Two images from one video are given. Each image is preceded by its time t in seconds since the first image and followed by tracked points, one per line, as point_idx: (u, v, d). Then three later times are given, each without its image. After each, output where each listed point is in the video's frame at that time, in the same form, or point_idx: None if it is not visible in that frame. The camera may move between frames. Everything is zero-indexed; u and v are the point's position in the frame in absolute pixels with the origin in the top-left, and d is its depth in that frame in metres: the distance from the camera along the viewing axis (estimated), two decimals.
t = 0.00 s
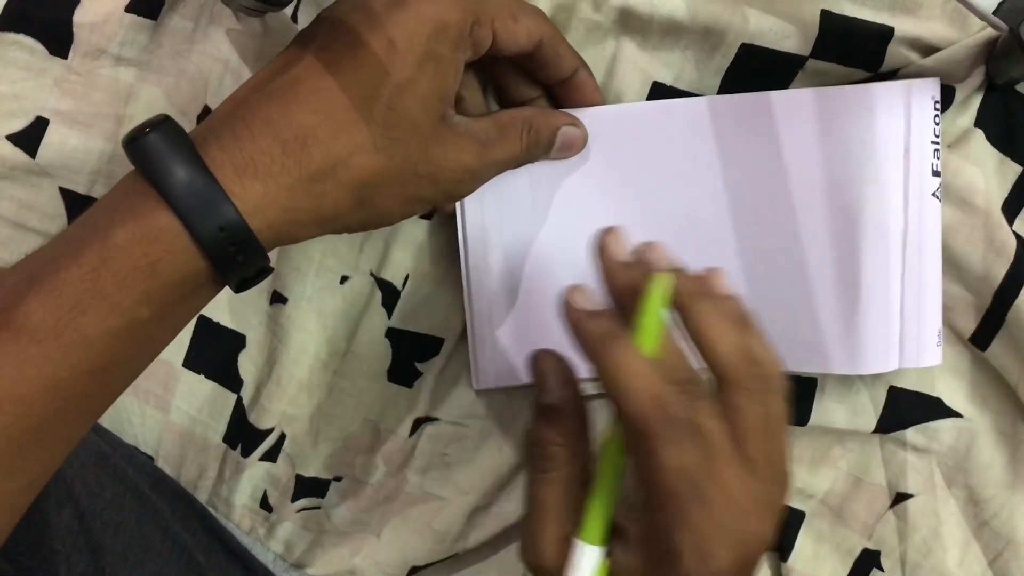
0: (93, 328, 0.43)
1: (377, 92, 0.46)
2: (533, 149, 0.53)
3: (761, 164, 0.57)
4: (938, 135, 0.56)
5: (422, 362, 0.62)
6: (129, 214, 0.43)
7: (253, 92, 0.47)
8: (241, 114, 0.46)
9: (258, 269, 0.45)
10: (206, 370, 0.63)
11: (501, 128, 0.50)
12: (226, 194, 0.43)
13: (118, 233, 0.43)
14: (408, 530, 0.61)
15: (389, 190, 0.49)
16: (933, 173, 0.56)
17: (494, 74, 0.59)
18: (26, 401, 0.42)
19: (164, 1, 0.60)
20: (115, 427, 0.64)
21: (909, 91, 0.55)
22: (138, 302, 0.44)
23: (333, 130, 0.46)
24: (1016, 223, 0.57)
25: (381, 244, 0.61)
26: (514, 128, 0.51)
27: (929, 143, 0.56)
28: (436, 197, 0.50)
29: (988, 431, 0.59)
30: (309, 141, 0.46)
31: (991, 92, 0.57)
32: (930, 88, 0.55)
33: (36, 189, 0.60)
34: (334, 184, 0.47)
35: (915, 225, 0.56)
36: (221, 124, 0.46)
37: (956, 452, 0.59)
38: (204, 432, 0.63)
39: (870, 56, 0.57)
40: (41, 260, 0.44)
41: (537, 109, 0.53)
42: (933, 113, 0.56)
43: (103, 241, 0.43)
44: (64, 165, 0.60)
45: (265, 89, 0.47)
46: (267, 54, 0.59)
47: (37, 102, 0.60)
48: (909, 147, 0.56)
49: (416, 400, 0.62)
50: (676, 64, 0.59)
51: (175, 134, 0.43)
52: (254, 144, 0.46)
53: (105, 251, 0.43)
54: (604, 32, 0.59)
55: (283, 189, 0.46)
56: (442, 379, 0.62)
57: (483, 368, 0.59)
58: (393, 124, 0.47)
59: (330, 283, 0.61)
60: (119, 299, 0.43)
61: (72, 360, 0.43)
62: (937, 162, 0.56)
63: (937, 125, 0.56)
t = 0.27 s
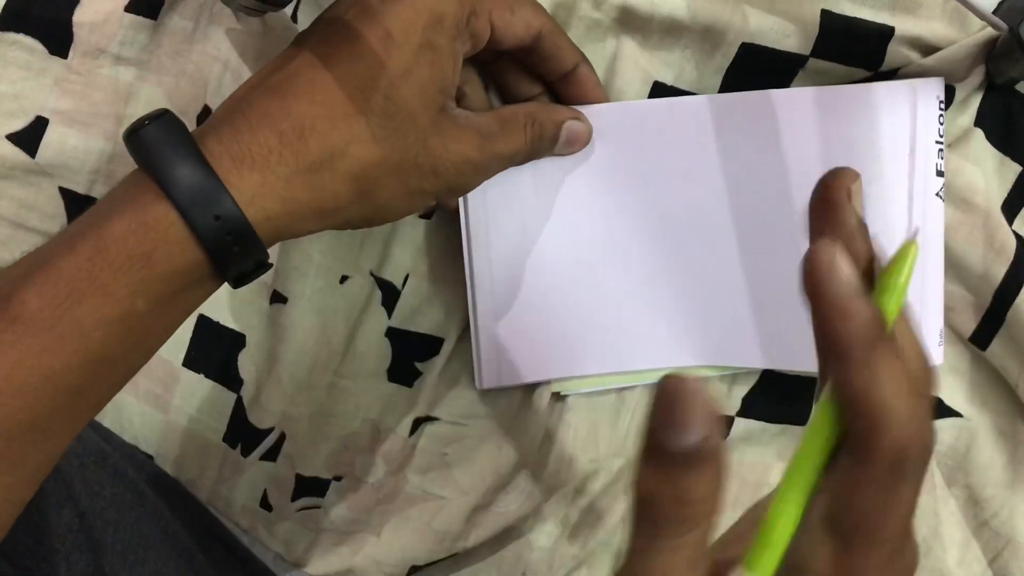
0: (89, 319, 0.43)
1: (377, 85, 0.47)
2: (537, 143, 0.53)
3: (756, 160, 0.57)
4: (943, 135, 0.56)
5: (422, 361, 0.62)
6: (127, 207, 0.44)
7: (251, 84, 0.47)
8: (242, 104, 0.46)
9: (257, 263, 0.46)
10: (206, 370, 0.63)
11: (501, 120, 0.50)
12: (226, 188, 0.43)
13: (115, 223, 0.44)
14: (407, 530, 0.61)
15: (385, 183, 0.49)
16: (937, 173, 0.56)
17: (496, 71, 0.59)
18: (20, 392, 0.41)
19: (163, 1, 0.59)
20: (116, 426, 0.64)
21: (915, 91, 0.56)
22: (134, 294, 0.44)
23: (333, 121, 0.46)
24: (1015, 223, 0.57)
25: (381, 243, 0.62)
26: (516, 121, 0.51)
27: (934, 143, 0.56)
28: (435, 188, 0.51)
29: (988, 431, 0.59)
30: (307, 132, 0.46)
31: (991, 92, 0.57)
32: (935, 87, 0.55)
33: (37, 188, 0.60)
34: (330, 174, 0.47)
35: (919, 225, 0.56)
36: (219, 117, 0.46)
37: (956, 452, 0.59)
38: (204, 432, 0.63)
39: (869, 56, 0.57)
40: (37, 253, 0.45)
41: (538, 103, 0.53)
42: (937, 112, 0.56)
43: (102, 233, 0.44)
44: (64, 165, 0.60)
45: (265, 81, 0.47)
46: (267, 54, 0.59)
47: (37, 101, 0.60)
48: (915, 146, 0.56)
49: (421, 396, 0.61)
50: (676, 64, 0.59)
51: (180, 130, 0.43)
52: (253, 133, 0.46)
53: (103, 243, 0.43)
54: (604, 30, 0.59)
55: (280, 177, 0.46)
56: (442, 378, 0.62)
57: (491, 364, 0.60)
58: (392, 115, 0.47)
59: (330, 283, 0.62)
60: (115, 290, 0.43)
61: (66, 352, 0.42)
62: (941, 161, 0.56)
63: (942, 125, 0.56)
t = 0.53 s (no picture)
0: (91, 331, 0.42)
1: (385, 101, 0.46)
2: (541, 149, 0.53)
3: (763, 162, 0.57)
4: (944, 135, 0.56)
5: (421, 360, 0.62)
6: (134, 216, 0.43)
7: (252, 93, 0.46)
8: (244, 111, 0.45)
9: (258, 272, 0.44)
10: (206, 370, 0.63)
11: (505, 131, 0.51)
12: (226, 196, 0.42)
13: (122, 234, 0.43)
14: (409, 529, 0.62)
15: (392, 197, 0.49)
16: (938, 172, 0.56)
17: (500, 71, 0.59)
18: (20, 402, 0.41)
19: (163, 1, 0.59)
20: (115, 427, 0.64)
21: (916, 91, 0.55)
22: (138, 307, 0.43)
23: (340, 136, 0.46)
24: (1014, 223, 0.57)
25: (381, 244, 0.61)
26: (522, 129, 0.51)
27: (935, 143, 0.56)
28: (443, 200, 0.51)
29: (988, 431, 0.59)
30: (314, 146, 0.46)
31: (991, 91, 0.57)
32: (937, 87, 0.56)
33: (37, 188, 0.60)
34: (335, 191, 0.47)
35: (919, 225, 0.57)
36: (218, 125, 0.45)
37: (957, 452, 0.59)
38: (204, 432, 0.63)
39: (870, 56, 0.57)
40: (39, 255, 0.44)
41: (542, 110, 0.52)
42: (939, 112, 0.56)
43: (108, 244, 0.43)
44: (64, 165, 0.60)
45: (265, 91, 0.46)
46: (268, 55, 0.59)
47: (37, 101, 0.60)
48: (916, 146, 0.56)
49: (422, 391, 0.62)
50: (676, 64, 0.59)
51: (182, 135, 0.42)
52: (257, 146, 0.45)
53: (109, 254, 0.42)
54: (605, 30, 0.59)
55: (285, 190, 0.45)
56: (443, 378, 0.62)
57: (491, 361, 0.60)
58: (400, 132, 0.47)
59: (330, 283, 0.61)
60: (120, 302, 0.43)
61: (68, 363, 0.42)
62: (942, 161, 0.56)
63: (943, 125, 0.56)
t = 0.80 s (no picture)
0: (120, 381, 0.42)
1: (412, 158, 0.47)
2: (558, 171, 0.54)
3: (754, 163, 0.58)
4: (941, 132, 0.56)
5: (422, 359, 0.62)
6: (170, 269, 0.42)
7: (279, 140, 0.46)
8: (274, 166, 0.46)
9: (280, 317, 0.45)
10: (206, 369, 0.63)
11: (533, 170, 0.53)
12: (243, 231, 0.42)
13: (158, 288, 0.42)
14: (408, 528, 0.62)
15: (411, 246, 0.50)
16: (934, 170, 0.56)
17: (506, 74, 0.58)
18: (41, 451, 0.41)
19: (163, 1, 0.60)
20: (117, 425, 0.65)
21: (911, 87, 0.55)
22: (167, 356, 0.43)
23: (368, 193, 0.47)
24: (1013, 222, 0.57)
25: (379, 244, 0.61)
26: (541, 157, 0.53)
27: (931, 141, 0.56)
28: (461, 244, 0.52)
29: (983, 430, 0.59)
30: (341, 203, 0.46)
31: (991, 91, 0.57)
32: (933, 86, 0.55)
33: (37, 188, 0.60)
34: (358, 244, 0.48)
35: (914, 223, 0.57)
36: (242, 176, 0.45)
37: (952, 452, 0.60)
38: (205, 431, 0.64)
39: (869, 56, 0.57)
40: (53, 296, 0.42)
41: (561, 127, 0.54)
42: (935, 110, 0.55)
43: (141, 294, 0.42)
44: (64, 165, 0.60)
45: (294, 145, 0.46)
46: (266, 54, 0.60)
47: (36, 101, 0.60)
48: (910, 144, 0.56)
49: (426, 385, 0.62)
50: (676, 64, 0.59)
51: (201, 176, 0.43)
52: (287, 202, 0.45)
53: (142, 306, 0.42)
54: (604, 29, 0.59)
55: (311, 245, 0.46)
56: (443, 377, 0.62)
57: (486, 341, 0.62)
58: (425, 188, 0.48)
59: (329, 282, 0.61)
60: (150, 353, 0.43)
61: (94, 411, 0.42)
62: (939, 159, 0.56)
63: (939, 123, 0.56)
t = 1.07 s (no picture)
0: (134, 446, 0.42)
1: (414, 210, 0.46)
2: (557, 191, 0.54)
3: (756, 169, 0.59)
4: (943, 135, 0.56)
5: (423, 360, 0.63)
6: (187, 340, 0.42)
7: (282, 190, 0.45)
8: (277, 223, 0.44)
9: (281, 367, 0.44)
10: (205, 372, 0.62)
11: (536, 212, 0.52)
12: (235, 276, 0.41)
13: (168, 359, 0.42)
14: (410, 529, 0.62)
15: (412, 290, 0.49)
16: (936, 172, 0.56)
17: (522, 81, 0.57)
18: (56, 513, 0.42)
19: (163, 1, 0.60)
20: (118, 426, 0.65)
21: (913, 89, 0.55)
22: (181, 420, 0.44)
23: (371, 247, 0.46)
24: (1013, 223, 0.57)
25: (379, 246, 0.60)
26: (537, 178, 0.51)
27: (933, 143, 0.56)
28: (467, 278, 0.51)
29: (983, 431, 0.59)
30: (349, 271, 0.46)
31: (991, 92, 0.57)
32: (935, 88, 0.55)
33: (37, 189, 0.60)
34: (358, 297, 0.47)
35: (915, 224, 0.57)
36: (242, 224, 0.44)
37: (950, 453, 0.60)
38: (204, 433, 0.63)
39: (869, 57, 0.57)
40: (67, 358, 0.41)
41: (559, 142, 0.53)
42: (937, 112, 0.55)
43: (156, 364, 0.42)
44: (64, 166, 0.60)
45: (296, 200, 0.45)
46: (265, 54, 0.60)
47: (36, 101, 0.60)
48: (912, 145, 0.56)
49: (428, 386, 0.62)
50: (676, 65, 0.59)
51: (203, 240, 0.41)
52: (288, 260, 0.44)
53: (162, 377, 0.42)
54: (605, 26, 0.58)
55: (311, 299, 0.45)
56: (444, 378, 0.62)
57: (487, 342, 0.62)
58: (429, 240, 0.47)
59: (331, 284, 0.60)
60: (164, 421, 0.43)
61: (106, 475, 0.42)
62: (940, 161, 0.56)
63: (941, 125, 0.56)
